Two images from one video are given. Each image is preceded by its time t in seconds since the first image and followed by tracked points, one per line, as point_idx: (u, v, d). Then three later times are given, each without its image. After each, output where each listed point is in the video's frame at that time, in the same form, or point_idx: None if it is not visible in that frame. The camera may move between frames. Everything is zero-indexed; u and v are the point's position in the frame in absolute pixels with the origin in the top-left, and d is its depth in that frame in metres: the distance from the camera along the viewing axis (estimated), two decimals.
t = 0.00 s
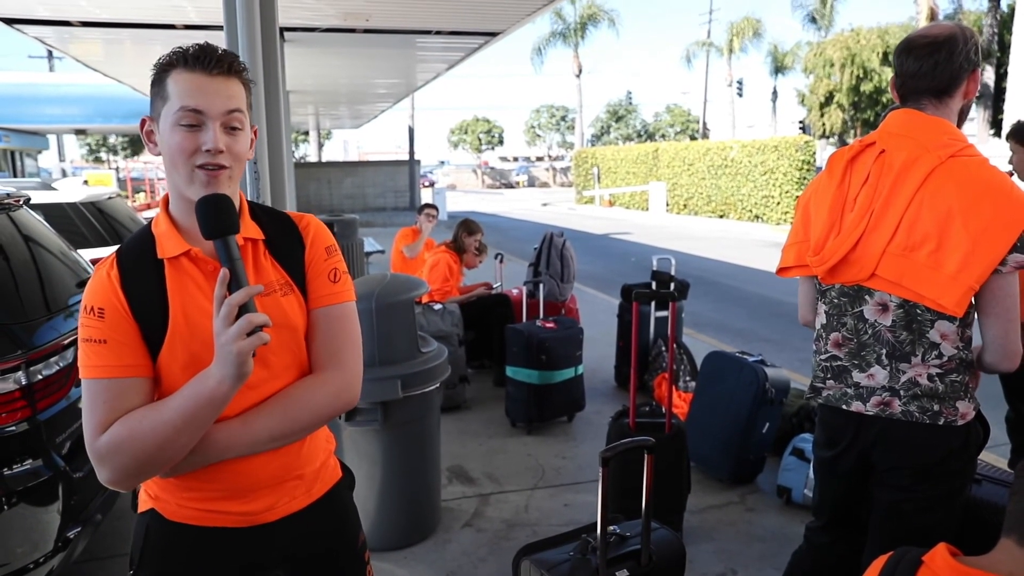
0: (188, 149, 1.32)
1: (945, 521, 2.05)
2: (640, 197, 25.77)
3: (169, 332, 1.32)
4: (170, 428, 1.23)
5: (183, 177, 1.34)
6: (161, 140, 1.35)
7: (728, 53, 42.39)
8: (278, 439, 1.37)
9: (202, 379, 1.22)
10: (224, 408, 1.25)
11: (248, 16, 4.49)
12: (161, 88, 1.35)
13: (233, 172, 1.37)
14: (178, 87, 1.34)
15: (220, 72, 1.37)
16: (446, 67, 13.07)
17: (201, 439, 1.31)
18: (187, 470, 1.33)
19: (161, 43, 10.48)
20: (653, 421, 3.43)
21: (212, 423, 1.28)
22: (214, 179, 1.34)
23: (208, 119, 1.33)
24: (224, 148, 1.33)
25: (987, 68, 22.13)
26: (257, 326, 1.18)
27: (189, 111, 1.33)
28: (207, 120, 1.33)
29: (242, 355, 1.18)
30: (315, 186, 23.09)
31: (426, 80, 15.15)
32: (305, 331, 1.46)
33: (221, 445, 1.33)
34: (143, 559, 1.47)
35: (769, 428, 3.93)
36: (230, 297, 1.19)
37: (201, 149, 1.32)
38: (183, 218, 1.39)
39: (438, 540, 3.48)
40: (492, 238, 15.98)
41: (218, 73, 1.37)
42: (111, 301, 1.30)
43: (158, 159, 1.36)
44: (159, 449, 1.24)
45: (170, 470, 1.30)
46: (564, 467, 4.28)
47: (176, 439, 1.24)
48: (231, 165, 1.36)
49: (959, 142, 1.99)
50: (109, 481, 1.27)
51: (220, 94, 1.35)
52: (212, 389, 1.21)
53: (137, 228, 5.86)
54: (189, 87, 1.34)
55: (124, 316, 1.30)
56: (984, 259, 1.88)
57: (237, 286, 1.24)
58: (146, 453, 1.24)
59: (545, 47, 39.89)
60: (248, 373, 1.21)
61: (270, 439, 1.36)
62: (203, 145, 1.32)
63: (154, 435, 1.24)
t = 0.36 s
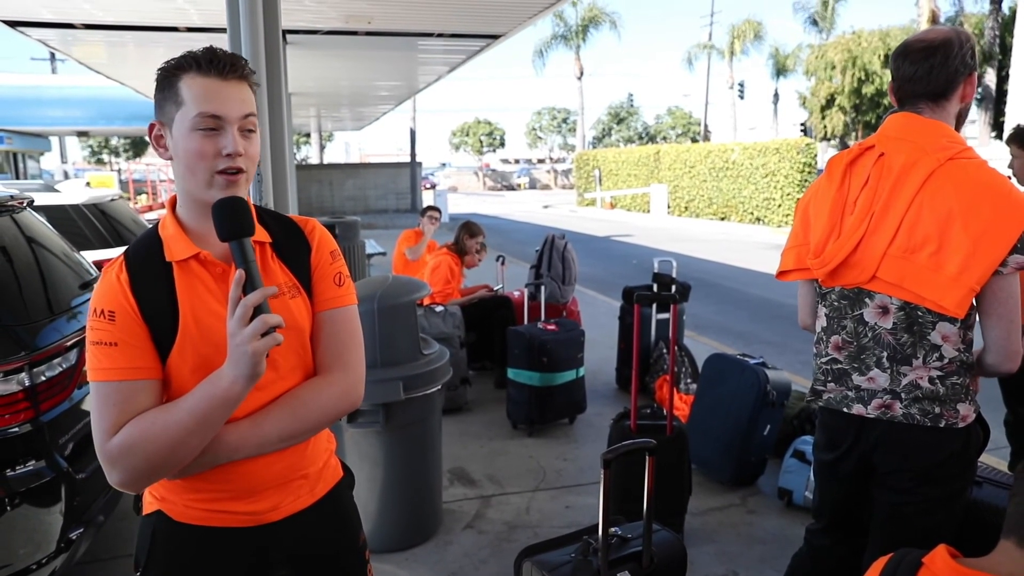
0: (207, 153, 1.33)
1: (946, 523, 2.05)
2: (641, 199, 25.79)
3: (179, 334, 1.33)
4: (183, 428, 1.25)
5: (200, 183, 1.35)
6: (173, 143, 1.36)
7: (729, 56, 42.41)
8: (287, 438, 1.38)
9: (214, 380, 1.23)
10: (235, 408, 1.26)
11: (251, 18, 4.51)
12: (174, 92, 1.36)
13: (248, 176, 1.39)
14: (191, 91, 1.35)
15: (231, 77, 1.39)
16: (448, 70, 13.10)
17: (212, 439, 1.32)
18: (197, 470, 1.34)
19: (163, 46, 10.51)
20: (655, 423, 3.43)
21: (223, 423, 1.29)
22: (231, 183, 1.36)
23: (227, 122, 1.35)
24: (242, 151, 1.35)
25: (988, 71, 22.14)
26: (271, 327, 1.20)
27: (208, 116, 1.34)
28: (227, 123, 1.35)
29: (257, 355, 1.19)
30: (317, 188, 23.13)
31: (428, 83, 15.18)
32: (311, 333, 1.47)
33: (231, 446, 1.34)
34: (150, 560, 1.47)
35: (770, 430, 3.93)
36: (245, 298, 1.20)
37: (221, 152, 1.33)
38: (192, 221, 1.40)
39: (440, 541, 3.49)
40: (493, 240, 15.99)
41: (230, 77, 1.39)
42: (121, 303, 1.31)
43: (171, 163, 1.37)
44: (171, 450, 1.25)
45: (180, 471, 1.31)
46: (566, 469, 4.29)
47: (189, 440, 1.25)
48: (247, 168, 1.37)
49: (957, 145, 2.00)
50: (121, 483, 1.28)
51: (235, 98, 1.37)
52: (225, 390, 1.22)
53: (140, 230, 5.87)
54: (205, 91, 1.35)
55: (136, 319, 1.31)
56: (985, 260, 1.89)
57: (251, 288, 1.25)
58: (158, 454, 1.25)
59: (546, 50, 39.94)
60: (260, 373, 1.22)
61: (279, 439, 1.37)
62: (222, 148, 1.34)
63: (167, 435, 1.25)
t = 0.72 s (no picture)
0: (228, 154, 1.34)
1: (942, 524, 2.06)
2: (639, 199, 25.80)
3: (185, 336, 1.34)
4: (196, 432, 1.25)
5: (221, 183, 1.36)
6: (182, 146, 1.36)
7: (727, 56, 42.44)
8: (291, 437, 1.39)
9: (226, 384, 1.24)
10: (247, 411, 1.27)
11: (249, 18, 4.51)
12: (185, 92, 1.35)
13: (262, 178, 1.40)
14: (207, 93, 1.35)
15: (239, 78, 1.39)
16: (446, 70, 13.10)
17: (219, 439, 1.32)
18: (203, 471, 1.34)
19: (161, 46, 10.50)
20: (653, 423, 3.44)
21: (233, 424, 1.30)
22: (250, 185, 1.38)
23: (247, 123, 1.36)
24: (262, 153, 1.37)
25: (985, 71, 22.20)
26: (286, 331, 1.22)
27: (228, 118, 1.34)
28: (246, 125, 1.36)
29: (273, 360, 1.21)
30: (315, 188, 23.11)
31: (426, 83, 15.18)
32: (309, 331, 1.48)
33: (237, 447, 1.34)
34: (151, 561, 1.47)
35: (768, 430, 3.94)
36: (261, 304, 1.21)
37: (244, 152, 1.35)
38: (194, 219, 1.40)
39: (438, 541, 3.50)
40: (491, 240, 15.99)
41: (238, 79, 1.39)
42: (126, 303, 1.30)
43: (178, 163, 1.37)
44: (183, 453, 1.26)
45: (189, 473, 1.32)
46: (564, 469, 4.29)
47: (201, 442, 1.26)
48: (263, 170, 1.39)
49: (952, 146, 2.01)
50: (130, 487, 1.28)
51: (247, 101, 1.38)
52: (238, 393, 1.23)
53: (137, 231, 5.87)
54: (218, 93, 1.35)
55: (141, 321, 1.30)
56: (979, 261, 1.89)
57: (266, 293, 1.26)
58: (168, 456, 1.26)
59: (543, 50, 39.95)
60: (274, 376, 1.24)
61: (284, 437, 1.38)
62: (244, 148, 1.35)
63: (180, 438, 1.25)
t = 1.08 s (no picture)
0: (187, 161, 1.35)
1: (939, 530, 2.07)
2: (637, 206, 25.83)
3: (181, 342, 1.34)
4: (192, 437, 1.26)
5: (187, 191, 1.36)
6: (162, 152, 1.37)
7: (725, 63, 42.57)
8: (289, 444, 1.39)
9: (222, 388, 1.24)
10: (243, 415, 1.27)
11: (249, 24, 4.52)
12: (159, 101, 1.37)
13: (233, 184, 1.40)
14: (177, 100, 1.36)
15: (216, 81, 1.39)
16: (445, 76, 13.14)
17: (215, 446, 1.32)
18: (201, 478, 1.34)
19: (161, 52, 10.53)
20: (651, 430, 3.44)
21: (229, 430, 1.30)
22: (215, 192, 1.37)
23: (205, 129, 1.36)
24: (222, 158, 1.36)
25: (981, 79, 22.30)
26: (281, 333, 1.22)
27: (188, 125, 1.35)
28: (205, 131, 1.36)
29: (268, 362, 1.21)
30: (314, 194, 23.08)
31: (425, 89, 15.22)
32: (308, 338, 1.49)
33: (234, 454, 1.34)
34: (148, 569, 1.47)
35: (766, 437, 3.94)
36: (254, 306, 1.22)
37: (201, 159, 1.35)
38: (189, 226, 1.41)
39: (437, 547, 3.50)
40: (489, 246, 16.00)
41: (214, 83, 1.39)
42: (123, 311, 1.31)
43: (162, 172, 1.39)
44: (179, 458, 1.26)
45: (185, 480, 1.32)
46: (562, 475, 4.29)
47: (198, 448, 1.27)
48: (231, 176, 1.38)
49: (949, 154, 2.02)
50: (126, 494, 1.28)
51: (217, 105, 1.38)
52: (234, 397, 1.24)
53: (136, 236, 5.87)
54: (189, 100, 1.36)
55: (137, 327, 1.31)
56: (975, 269, 1.91)
57: (258, 297, 1.27)
58: (164, 463, 1.26)
59: (542, 57, 40.07)
60: (270, 380, 1.25)
61: (281, 445, 1.38)
62: (201, 155, 1.35)
63: (175, 444, 1.26)
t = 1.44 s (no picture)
0: (171, 168, 1.35)
1: (938, 533, 2.07)
2: (637, 209, 25.86)
3: (165, 346, 1.35)
4: (164, 442, 1.25)
5: (172, 197, 1.37)
6: (149, 158, 1.38)
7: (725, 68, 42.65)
8: (274, 452, 1.39)
9: (193, 394, 1.24)
10: (217, 421, 1.27)
11: (250, 28, 4.54)
12: (142, 107, 1.39)
13: (218, 189, 1.40)
14: (157, 106, 1.37)
15: (194, 86, 1.39)
16: (444, 80, 13.17)
17: (196, 452, 1.32)
18: (183, 482, 1.35)
19: (161, 55, 10.55)
20: (651, 434, 3.45)
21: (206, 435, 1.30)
22: (199, 198, 1.37)
23: (185, 135, 1.36)
24: (204, 163, 1.36)
25: (980, 84, 22.36)
26: (246, 339, 1.21)
27: (169, 131, 1.36)
28: (185, 137, 1.36)
29: (232, 369, 1.20)
30: (314, 197, 23.08)
31: (425, 93, 15.24)
32: (302, 343, 1.49)
33: (216, 458, 1.35)
34: (137, 570, 1.48)
35: (766, 441, 3.95)
36: (219, 312, 1.21)
37: (183, 166, 1.35)
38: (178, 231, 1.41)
39: (436, 551, 3.49)
40: (488, 250, 16.02)
41: (193, 87, 1.39)
42: (107, 314, 1.32)
43: (149, 177, 1.39)
44: (154, 463, 1.26)
45: (165, 483, 1.32)
46: (561, 479, 4.30)
47: (171, 453, 1.26)
48: (215, 180, 1.38)
49: (948, 159, 2.03)
50: (105, 495, 1.29)
51: (197, 110, 1.37)
52: (206, 403, 1.23)
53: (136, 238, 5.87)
54: (175, 105, 1.37)
55: (121, 330, 1.32)
56: (972, 273, 1.91)
57: (223, 301, 1.26)
58: (139, 467, 1.26)
59: (542, 61, 40.12)
60: (240, 387, 1.23)
61: (264, 452, 1.38)
62: (184, 161, 1.35)
63: (149, 449, 1.25)
